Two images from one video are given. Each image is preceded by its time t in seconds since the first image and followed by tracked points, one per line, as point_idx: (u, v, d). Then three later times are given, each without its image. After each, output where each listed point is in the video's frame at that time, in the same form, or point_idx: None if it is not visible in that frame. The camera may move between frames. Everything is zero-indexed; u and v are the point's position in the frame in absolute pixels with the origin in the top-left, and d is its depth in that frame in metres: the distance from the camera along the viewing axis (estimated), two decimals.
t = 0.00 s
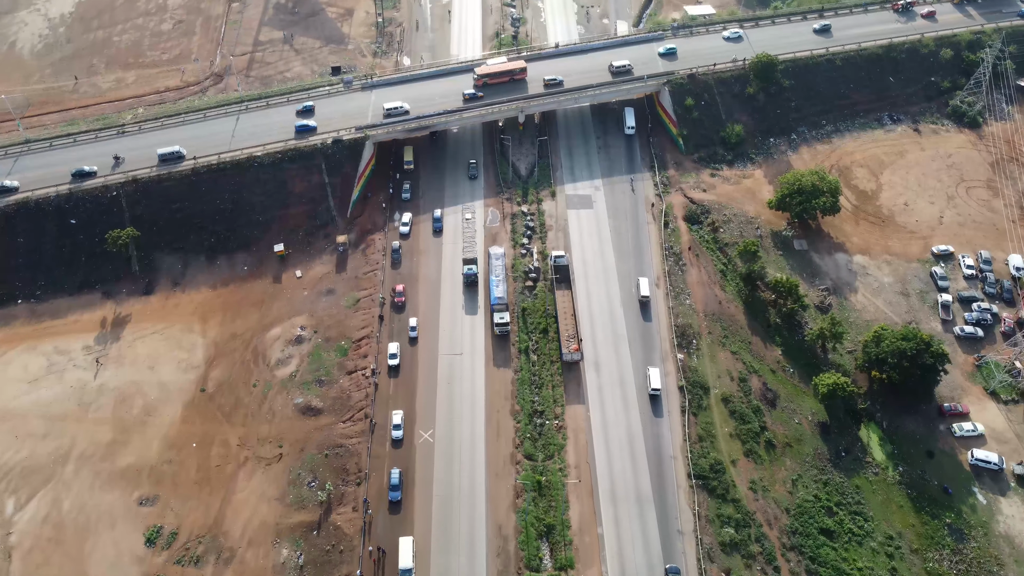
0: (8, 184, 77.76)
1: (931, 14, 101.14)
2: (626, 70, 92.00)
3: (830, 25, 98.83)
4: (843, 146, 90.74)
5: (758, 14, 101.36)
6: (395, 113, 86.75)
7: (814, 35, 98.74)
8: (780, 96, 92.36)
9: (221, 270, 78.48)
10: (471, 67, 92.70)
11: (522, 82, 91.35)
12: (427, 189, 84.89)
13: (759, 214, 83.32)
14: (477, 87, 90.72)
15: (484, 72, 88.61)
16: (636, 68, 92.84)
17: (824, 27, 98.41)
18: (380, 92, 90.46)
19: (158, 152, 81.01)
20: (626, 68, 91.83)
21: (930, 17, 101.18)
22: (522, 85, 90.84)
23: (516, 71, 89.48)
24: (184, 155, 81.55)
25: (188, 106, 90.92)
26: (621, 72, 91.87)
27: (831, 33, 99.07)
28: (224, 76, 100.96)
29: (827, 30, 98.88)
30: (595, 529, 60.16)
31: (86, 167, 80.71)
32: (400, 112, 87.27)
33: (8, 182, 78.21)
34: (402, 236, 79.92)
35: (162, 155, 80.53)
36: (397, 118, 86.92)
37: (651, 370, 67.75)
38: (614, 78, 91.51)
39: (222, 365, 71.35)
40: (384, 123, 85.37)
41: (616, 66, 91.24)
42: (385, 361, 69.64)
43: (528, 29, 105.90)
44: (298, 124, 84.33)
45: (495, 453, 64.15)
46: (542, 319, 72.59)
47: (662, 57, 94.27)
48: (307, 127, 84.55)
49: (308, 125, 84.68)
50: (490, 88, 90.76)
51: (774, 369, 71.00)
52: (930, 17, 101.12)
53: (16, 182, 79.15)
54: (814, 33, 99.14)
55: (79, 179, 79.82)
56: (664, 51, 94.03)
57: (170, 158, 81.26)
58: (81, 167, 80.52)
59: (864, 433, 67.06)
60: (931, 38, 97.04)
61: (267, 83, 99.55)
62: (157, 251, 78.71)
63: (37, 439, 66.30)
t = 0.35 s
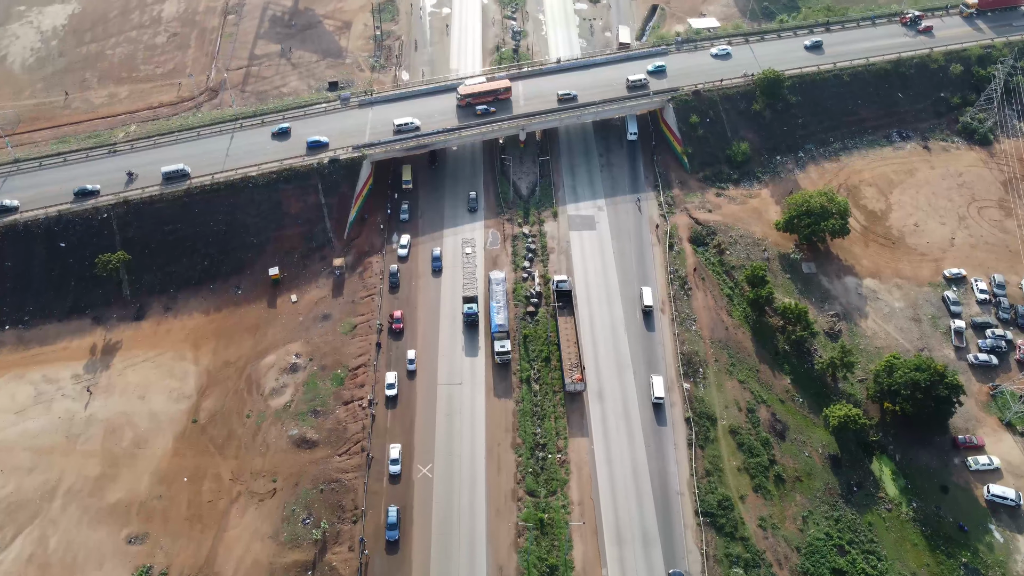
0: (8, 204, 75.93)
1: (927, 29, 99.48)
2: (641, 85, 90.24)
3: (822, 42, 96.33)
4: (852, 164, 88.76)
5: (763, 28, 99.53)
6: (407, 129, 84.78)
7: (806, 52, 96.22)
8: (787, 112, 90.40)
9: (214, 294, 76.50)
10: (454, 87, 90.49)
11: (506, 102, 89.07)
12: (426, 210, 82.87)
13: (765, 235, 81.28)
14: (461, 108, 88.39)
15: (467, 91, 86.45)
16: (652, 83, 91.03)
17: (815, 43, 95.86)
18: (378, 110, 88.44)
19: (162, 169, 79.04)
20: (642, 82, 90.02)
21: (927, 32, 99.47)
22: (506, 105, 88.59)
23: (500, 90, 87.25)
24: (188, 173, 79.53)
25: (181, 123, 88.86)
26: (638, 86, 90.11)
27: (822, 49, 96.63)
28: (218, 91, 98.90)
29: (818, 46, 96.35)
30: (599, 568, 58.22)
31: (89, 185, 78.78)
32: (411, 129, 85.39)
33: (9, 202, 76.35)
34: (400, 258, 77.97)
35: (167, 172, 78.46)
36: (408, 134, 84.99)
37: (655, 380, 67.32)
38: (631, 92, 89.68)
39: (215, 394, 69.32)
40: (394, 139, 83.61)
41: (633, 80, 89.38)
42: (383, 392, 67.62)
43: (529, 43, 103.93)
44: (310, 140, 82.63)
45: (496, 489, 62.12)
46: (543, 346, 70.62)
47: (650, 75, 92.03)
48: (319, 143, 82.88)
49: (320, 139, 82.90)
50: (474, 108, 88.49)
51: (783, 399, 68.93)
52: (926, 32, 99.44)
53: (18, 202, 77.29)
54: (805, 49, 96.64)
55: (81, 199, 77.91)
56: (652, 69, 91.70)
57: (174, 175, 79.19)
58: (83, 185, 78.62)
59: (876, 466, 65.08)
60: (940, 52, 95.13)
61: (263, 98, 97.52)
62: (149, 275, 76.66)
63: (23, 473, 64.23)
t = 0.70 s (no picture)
0: (8, 226, 74.04)
1: (924, 46, 97.03)
2: (659, 100, 87.88)
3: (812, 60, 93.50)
4: (861, 185, 86.64)
5: (769, 43, 97.40)
6: (418, 147, 83.07)
7: (796, 71, 93.64)
8: (795, 131, 88.19)
9: (206, 323, 74.29)
10: (432, 109, 87.87)
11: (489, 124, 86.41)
12: (425, 233, 80.63)
13: (774, 260, 79.05)
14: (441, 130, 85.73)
15: (447, 114, 83.83)
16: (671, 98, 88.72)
17: (805, 62, 93.15)
18: (375, 129, 86.22)
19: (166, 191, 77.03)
20: (660, 98, 87.60)
21: (923, 49, 97.06)
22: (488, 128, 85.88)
23: (482, 113, 84.70)
24: (192, 194, 77.37)
25: (172, 143, 86.63)
26: (655, 102, 87.89)
27: (812, 68, 93.87)
28: (213, 108, 96.74)
29: (808, 65, 93.59)
30: None
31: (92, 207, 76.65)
32: (423, 146, 83.60)
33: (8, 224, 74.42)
34: (398, 285, 75.75)
35: (170, 194, 76.42)
36: (421, 152, 83.23)
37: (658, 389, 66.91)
38: (649, 108, 87.56)
39: (206, 429, 67.09)
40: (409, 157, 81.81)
41: (650, 95, 87.13)
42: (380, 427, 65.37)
43: (530, 58, 102.00)
44: (322, 158, 80.75)
45: (497, 532, 59.77)
46: (546, 378, 68.39)
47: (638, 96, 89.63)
48: (332, 161, 80.82)
49: (332, 158, 80.93)
50: (455, 131, 85.73)
51: (794, 434, 66.72)
52: (922, 50, 97.05)
53: (18, 224, 75.31)
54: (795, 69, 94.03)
55: (83, 221, 75.77)
56: (639, 90, 89.40)
57: (179, 197, 77.12)
58: (86, 207, 76.46)
59: (889, 504, 62.86)
60: (951, 69, 92.98)
61: (258, 116, 95.35)
62: (138, 303, 74.30)
63: (7, 513, 61.95)
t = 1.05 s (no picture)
0: (8, 247, 72.35)
1: (920, 61, 94.54)
2: (676, 116, 85.91)
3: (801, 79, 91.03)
4: (871, 205, 84.68)
5: (776, 58, 95.46)
6: (429, 164, 80.87)
7: (785, 90, 90.95)
8: (803, 149, 86.22)
9: (199, 350, 72.21)
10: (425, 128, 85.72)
11: (470, 146, 84.26)
12: (424, 255, 78.65)
13: (782, 283, 77.01)
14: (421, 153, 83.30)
15: (427, 137, 81.51)
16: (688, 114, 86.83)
17: (795, 81, 90.59)
18: (373, 148, 84.20)
19: (171, 211, 75.37)
20: (677, 114, 85.70)
21: (919, 65, 94.64)
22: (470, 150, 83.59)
23: (464, 135, 82.53)
24: (199, 214, 75.98)
25: (165, 163, 84.53)
26: (672, 118, 85.82)
27: (802, 87, 91.40)
28: (207, 124, 94.80)
29: (797, 83, 91.03)
30: None
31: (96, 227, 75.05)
32: (434, 164, 81.38)
33: (8, 245, 72.78)
34: (396, 310, 73.76)
35: (176, 214, 74.86)
36: (430, 169, 81.05)
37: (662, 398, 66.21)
38: (667, 125, 85.40)
39: (198, 462, 65.00)
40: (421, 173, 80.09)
41: (667, 111, 85.11)
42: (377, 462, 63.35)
43: (532, 72, 100.36)
44: (336, 176, 79.37)
45: (497, 572, 57.73)
46: (548, 409, 66.36)
47: (624, 116, 87.15)
48: (344, 178, 79.55)
49: (346, 175, 79.58)
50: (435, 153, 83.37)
51: (804, 468, 64.66)
52: (918, 66, 94.57)
53: (19, 245, 73.64)
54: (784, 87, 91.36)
55: (87, 241, 74.23)
56: (626, 110, 86.78)
57: (184, 217, 75.55)
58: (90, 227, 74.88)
59: (904, 542, 60.71)
60: (961, 84, 90.96)
61: (253, 132, 93.36)
62: (130, 330, 72.26)
63: None
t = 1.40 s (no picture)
0: (7, 272, 70.41)
1: (915, 80, 92.11)
2: (695, 133, 84.31)
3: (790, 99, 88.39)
4: (882, 228, 82.42)
5: (783, 74, 93.34)
6: (441, 185, 78.80)
7: (773, 111, 88.36)
8: (811, 170, 83.95)
9: (190, 381, 69.90)
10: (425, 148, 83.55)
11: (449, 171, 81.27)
12: (423, 281, 76.33)
13: (791, 311, 74.69)
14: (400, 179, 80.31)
15: (406, 162, 78.50)
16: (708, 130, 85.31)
17: (783, 102, 88.00)
18: (371, 169, 81.83)
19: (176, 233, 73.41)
20: (696, 130, 84.04)
21: (914, 84, 92.20)
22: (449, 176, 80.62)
23: (443, 160, 79.46)
24: (204, 236, 73.98)
25: (156, 186, 82.21)
26: (693, 134, 84.22)
27: (790, 107, 88.79)
28: (201, 143, 92.62)
29: (786, 103, 88.50)
30: None
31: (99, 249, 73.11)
32: (446, 184, 79.40)
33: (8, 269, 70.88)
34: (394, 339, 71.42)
35: (182, 236, 72.93)
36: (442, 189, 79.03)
37: (668, 412, 65.25)
38: (686, 141, 83.66)
39: (188, 501, 62.71)
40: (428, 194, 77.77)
41: (687, 128, 83.57)
42: (374, 502, 61.04)
43: (534, 88, 98.26)
44: (349, 196, 77.33)
45: None
46: (551, 445, 64.04)
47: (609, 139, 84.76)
48: (357, 198, 77.40)
49: (359, 195, 77.49)
50: (413, 179, 80.36)
51: (817, 508, 62.32)
52: (913, 84, 92.13)
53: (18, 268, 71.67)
54: (772, 108, 88.79)
55: (90, 264, 72.25)
56: (611, 132, 84.33)
57: (190, 239, 73.58)
58: (93, 250, 72.91)
59: None
60: (973, 102, 88.75)
61: (248, 151, 91.19)
62: (118, 360, 70.00)
63: None
